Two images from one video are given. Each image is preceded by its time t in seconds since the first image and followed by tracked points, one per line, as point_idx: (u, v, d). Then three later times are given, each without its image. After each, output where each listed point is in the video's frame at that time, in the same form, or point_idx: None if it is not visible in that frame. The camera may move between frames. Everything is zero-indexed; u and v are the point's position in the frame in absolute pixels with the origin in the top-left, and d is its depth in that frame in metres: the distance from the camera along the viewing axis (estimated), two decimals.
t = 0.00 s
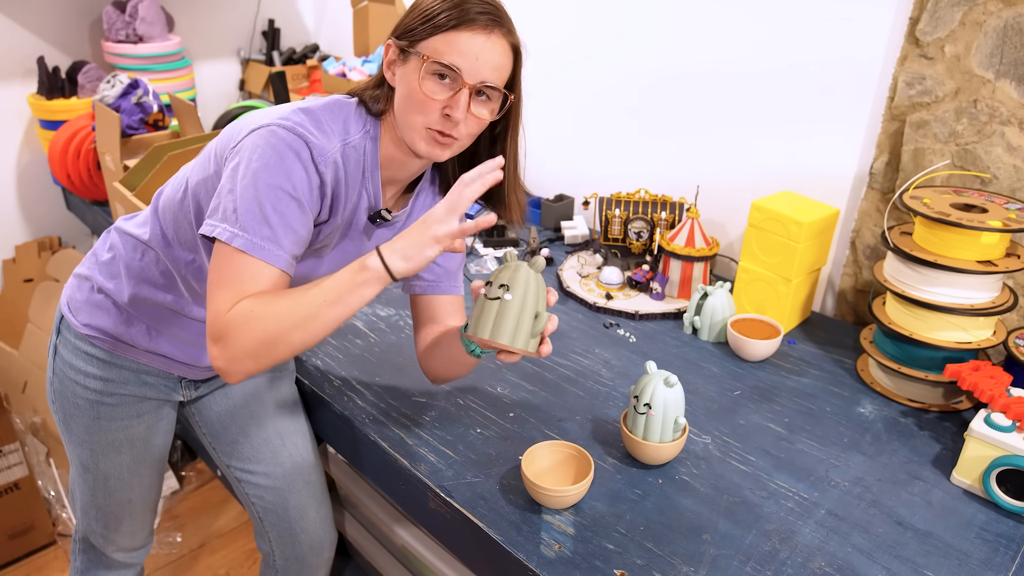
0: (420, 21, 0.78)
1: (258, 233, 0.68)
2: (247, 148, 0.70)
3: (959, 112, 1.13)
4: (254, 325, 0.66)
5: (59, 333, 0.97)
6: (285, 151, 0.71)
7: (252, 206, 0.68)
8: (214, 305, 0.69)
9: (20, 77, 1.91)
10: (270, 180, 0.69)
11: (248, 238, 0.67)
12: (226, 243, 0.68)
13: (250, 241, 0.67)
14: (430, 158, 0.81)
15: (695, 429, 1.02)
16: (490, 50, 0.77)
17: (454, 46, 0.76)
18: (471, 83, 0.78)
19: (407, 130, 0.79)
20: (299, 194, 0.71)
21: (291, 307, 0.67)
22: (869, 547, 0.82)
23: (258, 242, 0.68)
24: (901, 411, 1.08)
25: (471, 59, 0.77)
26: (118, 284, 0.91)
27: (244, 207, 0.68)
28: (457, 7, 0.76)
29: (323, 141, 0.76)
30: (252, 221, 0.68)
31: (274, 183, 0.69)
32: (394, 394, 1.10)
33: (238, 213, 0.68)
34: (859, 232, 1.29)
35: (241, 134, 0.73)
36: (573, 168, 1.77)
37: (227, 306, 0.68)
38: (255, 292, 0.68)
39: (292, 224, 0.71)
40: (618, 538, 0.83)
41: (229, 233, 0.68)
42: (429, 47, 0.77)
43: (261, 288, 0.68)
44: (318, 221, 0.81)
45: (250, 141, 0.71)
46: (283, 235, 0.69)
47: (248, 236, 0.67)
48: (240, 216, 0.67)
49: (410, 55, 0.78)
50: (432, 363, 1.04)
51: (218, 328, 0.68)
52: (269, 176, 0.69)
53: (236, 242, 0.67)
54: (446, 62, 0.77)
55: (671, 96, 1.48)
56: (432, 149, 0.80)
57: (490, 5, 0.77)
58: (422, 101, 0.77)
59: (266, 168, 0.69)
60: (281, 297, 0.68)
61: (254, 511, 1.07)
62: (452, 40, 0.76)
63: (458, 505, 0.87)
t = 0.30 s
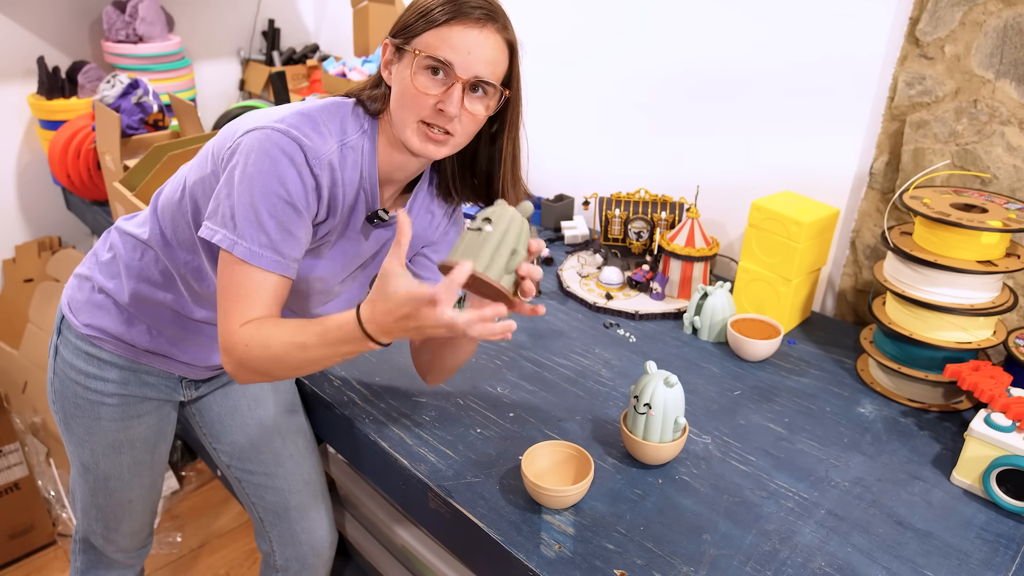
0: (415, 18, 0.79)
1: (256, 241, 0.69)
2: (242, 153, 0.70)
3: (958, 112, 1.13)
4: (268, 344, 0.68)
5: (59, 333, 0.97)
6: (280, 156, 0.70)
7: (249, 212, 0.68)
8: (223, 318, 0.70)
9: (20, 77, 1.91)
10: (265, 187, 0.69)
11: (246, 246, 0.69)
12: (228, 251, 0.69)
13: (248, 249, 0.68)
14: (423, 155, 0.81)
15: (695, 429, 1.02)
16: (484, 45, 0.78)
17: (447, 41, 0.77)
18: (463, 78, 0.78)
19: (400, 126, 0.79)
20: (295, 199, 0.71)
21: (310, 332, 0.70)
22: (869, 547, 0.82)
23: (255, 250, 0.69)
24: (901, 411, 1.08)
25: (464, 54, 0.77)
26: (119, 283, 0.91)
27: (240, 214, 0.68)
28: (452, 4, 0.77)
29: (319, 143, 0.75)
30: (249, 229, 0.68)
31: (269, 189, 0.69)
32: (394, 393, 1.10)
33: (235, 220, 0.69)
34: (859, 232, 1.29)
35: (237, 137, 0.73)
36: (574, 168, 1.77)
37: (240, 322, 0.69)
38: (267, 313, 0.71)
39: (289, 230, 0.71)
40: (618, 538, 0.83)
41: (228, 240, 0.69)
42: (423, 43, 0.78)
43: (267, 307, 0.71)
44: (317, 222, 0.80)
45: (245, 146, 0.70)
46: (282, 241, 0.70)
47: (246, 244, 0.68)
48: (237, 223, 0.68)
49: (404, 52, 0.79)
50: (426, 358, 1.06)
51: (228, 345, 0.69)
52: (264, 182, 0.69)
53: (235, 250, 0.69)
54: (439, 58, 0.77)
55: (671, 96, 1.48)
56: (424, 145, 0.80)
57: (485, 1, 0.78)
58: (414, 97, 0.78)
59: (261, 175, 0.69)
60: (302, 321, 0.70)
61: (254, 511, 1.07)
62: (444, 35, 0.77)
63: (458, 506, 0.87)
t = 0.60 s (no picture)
0: (415, 20, 0.79)
1: (255, 245, 0.69)
2: (240, 156, 0.70)
3: (958, 112, 1.13)
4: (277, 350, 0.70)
5: (60, 334, 0.97)
6: (279, 160, 0.70)
7: (248, 216, 0.69)
8: (227, 323, 0.71)
9: (20, 77, 1.91)
10: (264, 191, 0.69)
11: (245, 250, 0.69)
12: (227, 254, 0.70)
13: (248, 252, 0.69)
14: (422, 157, 0.81)
15: (695, 429, 1.02)
16: (483, 48, 0.78)
17: (445, 43, 0.77)
18: (461, 81, 0.78)
19: (398, 128, 0.79)
20: (294, 202, 0.71)
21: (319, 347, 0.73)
22: (869, 547, 0.82)
23: (255, 254, 0.69)
24: (901, 411, 1.08)
25: (463, 56, 0.77)
26: (120, 284, 0.91)
27: (239, 218, 0.69)
28: (452, 6, 0.77)
29: (318, 145, 0.75)
30: (248, 233, 0.69)
31: (268, 194, 0.69)
32: (394, 393, 1.10)
33: (234, 223, 0.69)
34: (859, 232, 1.29)
35: (235, 138, 0.73)
36: (574, 168, 1.77)
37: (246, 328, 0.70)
38: (276, 318, 0.72)
39: (288, 233, 0.71)
40: (618, 538, 0.83)
41: (228, 242, 0.69)
42: (422, 45, 0.78)
43: (275, 311, 0.72)
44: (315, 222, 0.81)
45: (243, 149, 0.70)
46: (281, 246, 0.70)
47: (246, 247, 0.69)
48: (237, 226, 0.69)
49: (403, 54, 0.79)
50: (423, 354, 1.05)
51: (234, 350, 0.71)
52: (262, 187, 0.69)
53: (235, 253, 0.69)
54: (437, 60, 0.77)
55: (671, 97, 1.48)
56: (423, 148, 0.80)
57: (485, 4, 0.78)
58: (413, 99, 0.78)
59: (260, 179, 0.69)
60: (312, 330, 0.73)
61: (254, 512, 1.07)
62: (443, 37, 0.77)
63: (458, 506, 0.87)
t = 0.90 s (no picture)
0: (416, 21, 0.79)
1: (255, 245, 0.69)
2: (241, 156, 0.70)
3: (958, 112, 1.13)
4: (276, 349, 0.70)
5: (60, 334, 0.97)
6: (280, 161, 0.70)
7: (248, 217, 0.69)
8: (227, 322, 0.71)
9: (20, 77, 1.91)
10: (264, 193, 0.69)
11: (246, 250, 0.69)
12: (228, 255, 0.70)
13: (248, 253, 0.69)
14: (422, 159, 0.81)
15: (695, 429, 1.02)
16: (485, 49, 0.77)
17: (447, 44, 0.77)
18: (462, 82, 0.78)
19: (398, 130, 0.79)
20: (294, 203, 0.71)
21: (321, 348, 0.73)
22: (869, 547, 0.82)
23: (255, 254, 0.69)
24: (901, 411, 1.08)
25: (464, 58, 0.77)
26: (120, 284, 0.91)
27: (240, 219, 0.69)
28: (453, 7, 0.77)
29: (319, 146, 0.75)
30: (249, 234, 0.69)
31: (268, 195, 0.69)
32: (394, 393, 1.10)
33: (235, 223, 0.69)
34: (859, 232, 1.29)
35: (236, 139, 0.73)
36: (574, 168, 1.77)
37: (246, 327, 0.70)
38: (277, 318, 0.72)
39: (288, 234, 0.71)
40: (618, 538, 0.83)
41: (228, 243, 0.69)
42: (422, 47, 0.78)
43: (277, 311, 0.72)
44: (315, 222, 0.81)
45: (244, 150, 0.70)
46: (282, 246, 0.70)
47: (246, 248, 0.69)
48: (238, 227, 0.69)
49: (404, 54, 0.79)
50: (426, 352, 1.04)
51: (235, 350, 0.71)
52: (262, 188, 0.69)
53: (235, 253, 0.69)
54: (438, 62, 0.77)
55: (671, 96, 1.48)
56: (423, 149, 0.80)
57: (487, 5, 0.77)
58: (413, 101, 0.77)
59: (260, 180, 0.69)
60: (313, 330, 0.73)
61: (256, 512, 1.07)
62: (444, 38, 0.77)
63: (458, 506, 0.87)
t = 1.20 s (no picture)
0: (424, 39, 0.78)
1: (250, 245, 0.69)
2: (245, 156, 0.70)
3: (958, 112, 1.13)
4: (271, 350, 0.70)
5: (60, 333, 0.97)
6: (284, 164, 0.70)
7: (247, 216, 0.69)
8: (213, 317, 0.71)
9: (20, 77, 1.91)
10: (266, 194, 0.69)
11: (240, 249, 0.69)
12: (223, 252, 0.69)
13: (242, 252, 0.69)
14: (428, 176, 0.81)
15: (695, 429, 1.02)
16: (493, 71, 0.77)
17: (455, 66, 0.76)
18: (469, 105, 0.78)
19: (404, 148, 0.80)
20: (294, 207, 0.71)
21: (306, 346, 0.72)
22: (869, 547, 0.82)
23: (249, 254, 0.69)
24: (901, 411, 1.08)
25: (472, 80, 0.77)
26: (121, 283, 0.91)
27: (239, 218, 0.69)
28: (462, 27, 0.76)
29: (324, 153, 0.75)
30: (246, 234, 0.69)
31: (269, 197, 0.69)
32: (394, 393, 1.10)
33: (234, 222, 0.69)
34: (859, 232, 1.29)
35: (242, 139, 0.73)
36: (574, 168, 1.77)
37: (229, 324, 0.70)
38: (264, 316, 0.72)
39: (286, 237, 0.71)
40: (618, 538, 0.83)
41: (224, 241, 0.69)
42: (430, 67, 0.77)
43: (265, 310, 0.72)
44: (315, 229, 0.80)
45: (249, 150, 0.70)
46: (278, 249, 0.70)
47: (241, 247, 0.69)
48: (235, 225, 0.69)
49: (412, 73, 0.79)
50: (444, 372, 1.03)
51: (218, 345, 0.71)
52: (264, 189, 0.69)
53: (229, 251, 0.69)
54: (445, 84, 0.77)
55: (671, 96, 1.48)
56: (429, 167, 0.80)
57: (495, 27, 0.76)
58: (420, 122, 0.78)
59: (262, 181, 0.69)
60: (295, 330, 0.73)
61: (254, 511, 1.08)
62: (453, 60, 0.76)
63: (458, 506, 0.87)
